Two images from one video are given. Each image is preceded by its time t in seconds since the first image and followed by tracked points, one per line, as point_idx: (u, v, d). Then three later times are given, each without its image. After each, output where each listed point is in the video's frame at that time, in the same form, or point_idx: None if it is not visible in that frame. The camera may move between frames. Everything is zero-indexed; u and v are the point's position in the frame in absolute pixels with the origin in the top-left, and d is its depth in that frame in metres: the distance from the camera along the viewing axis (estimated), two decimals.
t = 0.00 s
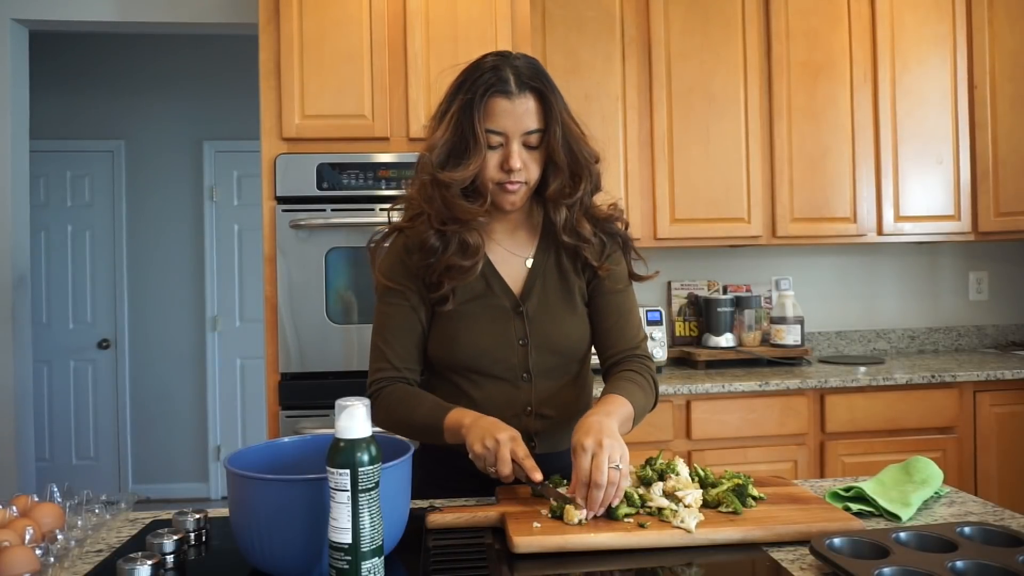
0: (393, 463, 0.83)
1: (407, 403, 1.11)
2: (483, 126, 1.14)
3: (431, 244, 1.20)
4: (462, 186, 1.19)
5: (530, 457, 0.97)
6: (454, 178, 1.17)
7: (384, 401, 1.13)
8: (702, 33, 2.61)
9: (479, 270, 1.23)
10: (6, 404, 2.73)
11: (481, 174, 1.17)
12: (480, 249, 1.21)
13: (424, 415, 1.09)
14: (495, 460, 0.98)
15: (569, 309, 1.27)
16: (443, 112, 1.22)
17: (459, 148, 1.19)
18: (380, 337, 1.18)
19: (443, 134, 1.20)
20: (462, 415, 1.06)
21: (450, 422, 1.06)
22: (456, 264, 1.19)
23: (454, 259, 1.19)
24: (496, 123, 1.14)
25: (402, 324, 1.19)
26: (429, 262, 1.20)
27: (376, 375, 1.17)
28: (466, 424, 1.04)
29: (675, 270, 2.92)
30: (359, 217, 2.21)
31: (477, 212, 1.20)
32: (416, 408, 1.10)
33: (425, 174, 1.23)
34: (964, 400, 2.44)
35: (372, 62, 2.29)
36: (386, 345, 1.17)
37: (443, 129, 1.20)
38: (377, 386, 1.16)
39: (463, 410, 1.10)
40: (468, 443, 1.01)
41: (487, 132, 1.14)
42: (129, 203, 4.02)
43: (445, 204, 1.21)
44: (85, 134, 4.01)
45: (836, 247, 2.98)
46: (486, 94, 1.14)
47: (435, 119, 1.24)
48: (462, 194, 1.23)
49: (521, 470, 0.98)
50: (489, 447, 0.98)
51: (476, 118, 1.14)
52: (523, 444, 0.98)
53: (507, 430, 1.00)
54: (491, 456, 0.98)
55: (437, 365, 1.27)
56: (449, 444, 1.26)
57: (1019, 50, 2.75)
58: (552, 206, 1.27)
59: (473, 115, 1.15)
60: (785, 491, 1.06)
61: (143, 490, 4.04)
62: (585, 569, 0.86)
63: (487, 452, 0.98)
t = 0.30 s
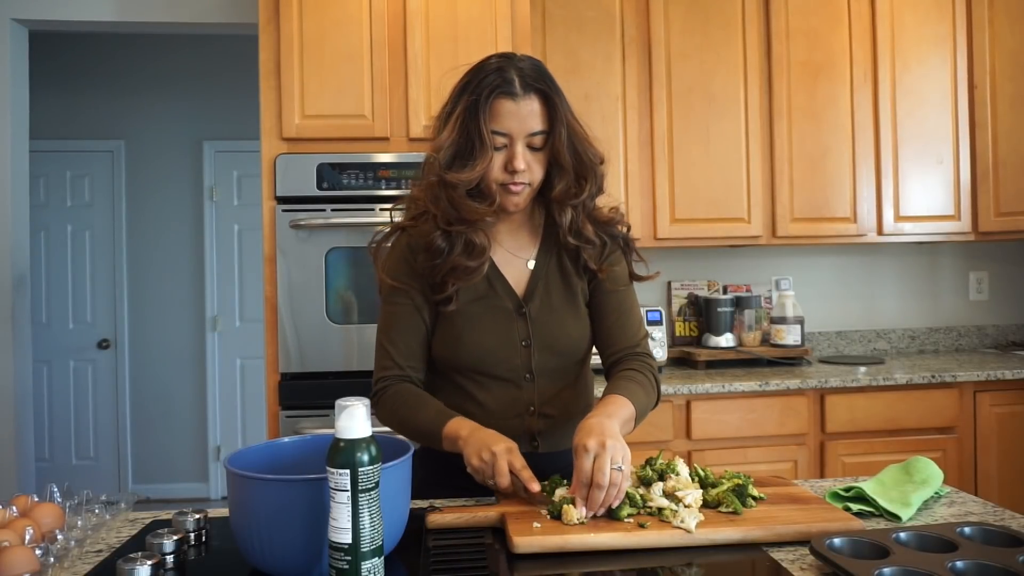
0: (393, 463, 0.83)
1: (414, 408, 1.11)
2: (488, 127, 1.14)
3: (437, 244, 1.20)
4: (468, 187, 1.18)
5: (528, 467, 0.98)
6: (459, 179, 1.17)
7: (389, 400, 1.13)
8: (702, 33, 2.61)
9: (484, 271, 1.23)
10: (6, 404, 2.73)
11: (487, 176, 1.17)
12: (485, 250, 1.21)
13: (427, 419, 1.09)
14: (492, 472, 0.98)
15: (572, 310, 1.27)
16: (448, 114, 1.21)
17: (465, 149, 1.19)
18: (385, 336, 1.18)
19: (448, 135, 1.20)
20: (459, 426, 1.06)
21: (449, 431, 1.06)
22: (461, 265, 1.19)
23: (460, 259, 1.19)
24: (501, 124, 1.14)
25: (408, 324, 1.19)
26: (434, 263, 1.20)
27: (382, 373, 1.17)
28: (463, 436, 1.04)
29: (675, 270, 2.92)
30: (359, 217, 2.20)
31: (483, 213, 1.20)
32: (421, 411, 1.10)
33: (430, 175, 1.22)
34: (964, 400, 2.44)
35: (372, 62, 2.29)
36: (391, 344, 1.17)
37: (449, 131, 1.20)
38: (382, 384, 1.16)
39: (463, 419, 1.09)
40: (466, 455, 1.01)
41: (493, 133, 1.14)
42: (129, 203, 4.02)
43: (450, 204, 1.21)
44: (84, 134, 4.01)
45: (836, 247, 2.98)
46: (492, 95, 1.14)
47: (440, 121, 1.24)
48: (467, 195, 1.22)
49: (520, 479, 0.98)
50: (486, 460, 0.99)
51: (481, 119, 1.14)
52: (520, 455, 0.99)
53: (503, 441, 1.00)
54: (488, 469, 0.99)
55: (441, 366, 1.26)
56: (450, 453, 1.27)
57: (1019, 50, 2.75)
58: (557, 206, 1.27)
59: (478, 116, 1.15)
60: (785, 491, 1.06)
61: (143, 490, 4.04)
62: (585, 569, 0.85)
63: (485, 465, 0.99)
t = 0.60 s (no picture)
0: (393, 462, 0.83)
1: (415, 401, 1.11)
2: (491, 128, 1.14)
3: (439, 245, 1.19)
4: (471, 189, 1.18)
5: (534, 455, 0.97)
6: (463, 180, 1.17)
7: (391, 397, 1.13)
8: (702, 33, 2.61)
9: (486, 273, 1.23)
10: (6, 404, 2.73)
11: (490, 178, 1.17)
12: (487, 252, 1.21)
13: (430, 413, 1.09)
14: (499, 459, 0.98)
15: (572, 312, 1.27)
16: (452, 116, 1.21)
17: (469, 151, 1.19)
18: (387, 335, 1.18)
19: (452, 136, 1.20)
20: (466, 416, 1.06)
21: (454, 423, 1.06)
22: (463, 266, 1.19)
23: (462, 260, 1.19)
24: (504, 126, 1.14)
25: (410, 325, 1.19)
26: (437, 263, 1.20)
27: (383, 371, 1.16)
28: (469, 426, 1.04)
29: (677, 269, 2.92)
30: (359, 217, 2.20)
31: (487, 215, 1.20)
32: (423, 405, 1.10)
33: (434, 176, 1.22)
34: (964, 400, 2.44)
35: (372, 62, 2.29)
36: (394, 342, 1.17)
37: (453, 132, 1.20)
38: (386, 383, 1.15)
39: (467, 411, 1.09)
40: (473, 443, 1.01)
41: (496, 135, 1.14)
42: (129, 203, 4.02)
43: (453, 205, 1.21)
44: (84, 134, 4.01)
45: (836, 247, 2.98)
46: (496, 97, 1.14)
47: (444, 122, 1.24)
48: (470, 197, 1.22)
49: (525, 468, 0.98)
50: (494, 446, 0.99)
51: (485, 121, 1.14)
52: (527, 443, 0.98)
53: (511, 429, 1.00)
54: (496, 455, 0.98)
55: (441, 365, 1.26)
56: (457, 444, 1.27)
57: (1019, 50, 2.75)
58: (559, 208, 1.26)
59: (482, 118, 1.15)
60: (785, 491, 1.06)
61: (143, 490, 4.04)
62: (585, 569, 0.85)
63: (492, 451, 0.99)
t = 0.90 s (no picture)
0: (392, 462, 0.83)
1: (412, 399, 1.11)
2: (494, 129, 1.14)
3: (441, 245, 1.19)
4: (473, 189, 1.18)
5: (527, 460, 0.98)
6: (465, 181, 1.17)
7: (386, 396, 1.13)
8: (703, 33, 2.61)
9: (487, 273, 1.23)
10: (6, 405, 2.73)
11: (492, 179, 1.17)
12: (489, 252, 1.21)
13: (426, 411, 1.09)
14: (491, 463, 0.98)
15: (572, 311, 1.27)
16: (454, 116, 1.21)
17: (471, 151, 1.19)
18: (386, 334, 1.18)
19: (454, 137, 1.19)
20: (459, 416, 1.06)
21: (448, 422, 1.07)
22: (465, 266, 1.19)
23: (464, 260, 1.19)
24: (507, 127, 1.14)
25: (408, 325, 1.19)
26: (439, 263, 1.20)
27: (379, 369, 1.17)
28: (462, 427, 1.04)
29: (676, 270, 2.92)
30: (359, 217, 2.20)
31: (489, 215, 1.20)
32: (420, 403, 1.10)
33: (436, 176, 1.22)
34: (964, 400, 2.44)
35: (372, 62, 2.29)
36: (391, 341, 1.17)
37: (455, 133, 1.20)
38: (380, 380, 1.16)
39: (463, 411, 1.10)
40: (465, 445, 1.02)
41: (499, 136, 1.14)
42: (129, 203, 4.02)
43: (455, 206, 1.21)
44: (84, 134, 4.01)
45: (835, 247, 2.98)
46: (498, 99, 1.14)
47: (447, 122, 1.23)
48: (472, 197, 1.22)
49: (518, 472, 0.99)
50: (486, 451, 0.99)
51: (488, 122, 1.14)
52: (519, 447, 0.99)
53: (503, 433, 1.01)
54: (488, 459, 0.99)
55: (441, 364, 1.26)
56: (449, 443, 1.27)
57: (1019, 50, 2.75)
58: (560, 209, 1.27)
59: (484, 120, 1.15)
60: (785, 491, 1.06)
61: (143, 490, 4.04)
62: (585, 569, 0.86)
63: (484, 456, 0.99)
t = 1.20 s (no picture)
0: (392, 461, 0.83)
1: (401, 391, 1.12)
2: (496, 130, 1.14)
3: (444, 245, 1.20)
4: (475, 189, 1.19)
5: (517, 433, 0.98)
6: (468, 181, 1.17)
7: (379, 387, 1.14)
8: (702, 32, 2.61)
9: (490, 273, 1.23)
10: (6, 405, 2.73)
11: (494, 179, 1.17)
12: (491, 251, 1.21)
13: (416, 401, 1.10)
14: (483, 439, 0.98)
15: (575, 311, 1.27)
16: (456, 117, 1.22)
17: (474, 152, 1.19)
18: (383, 333, 1.18)
19: (456, 138, 1.20)
20: (451, 400, 1.07)
21: (440, 408, 1.07)
22: (467, 265, 1.19)
23: (466, 260, 1.19)
24: (509, 127, 1.14)
25: (405, 324, 1.19)
26: (441, 263, 1.20)
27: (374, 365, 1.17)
28: (454, 408, 1.05)
29: (676, 269, 2.92)
30: (359, 217, 2.20)
31: (491, 215, 1.20)
32: (411, 392, 1.11)
33: (438, 177, 1.22)
34: (964, 400, 2.44)
35: (372, 62, 2.29)
36: (386, 339, 1.18)
37: (457, 133, 1.20)
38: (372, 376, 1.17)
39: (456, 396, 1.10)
40: (457, 425, 1.02)
41: (501, 136, 1.14)
42: (129, 203, 4.02)
43: (458, 206, 1.21)
44: (84, 134, 4.01)
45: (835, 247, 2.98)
46: (501, 99, 1.14)
47: (449, 124, 1.23)
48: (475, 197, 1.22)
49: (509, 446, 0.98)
50: (477, 428, 0.99)
51: (490, 123, 1.14)
52: (510, 421, 0.99)
53: (492, 410, 1.01)
54: (480, 436, 0.99)
55: (442, 362, 1.26)
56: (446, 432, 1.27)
57: (1019, 50, 2.75)
58: (564, 209, 1.27)
59: (487, 120, 1.15)
60: (785, 491, 1.06)
61: (143, 490, 4.04)
62: (585, 569, 0.85)
63: (476, 432, 0.99)
